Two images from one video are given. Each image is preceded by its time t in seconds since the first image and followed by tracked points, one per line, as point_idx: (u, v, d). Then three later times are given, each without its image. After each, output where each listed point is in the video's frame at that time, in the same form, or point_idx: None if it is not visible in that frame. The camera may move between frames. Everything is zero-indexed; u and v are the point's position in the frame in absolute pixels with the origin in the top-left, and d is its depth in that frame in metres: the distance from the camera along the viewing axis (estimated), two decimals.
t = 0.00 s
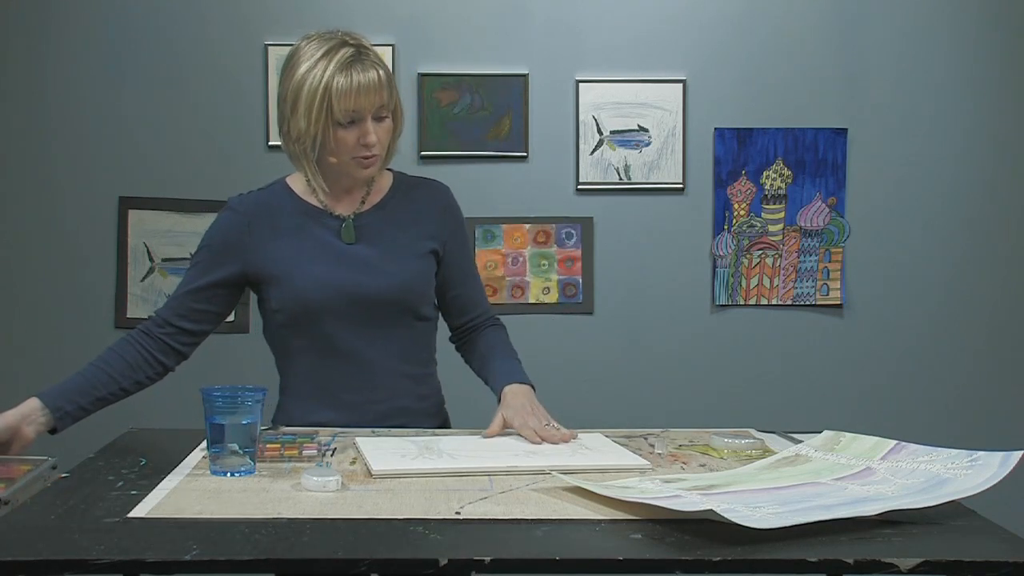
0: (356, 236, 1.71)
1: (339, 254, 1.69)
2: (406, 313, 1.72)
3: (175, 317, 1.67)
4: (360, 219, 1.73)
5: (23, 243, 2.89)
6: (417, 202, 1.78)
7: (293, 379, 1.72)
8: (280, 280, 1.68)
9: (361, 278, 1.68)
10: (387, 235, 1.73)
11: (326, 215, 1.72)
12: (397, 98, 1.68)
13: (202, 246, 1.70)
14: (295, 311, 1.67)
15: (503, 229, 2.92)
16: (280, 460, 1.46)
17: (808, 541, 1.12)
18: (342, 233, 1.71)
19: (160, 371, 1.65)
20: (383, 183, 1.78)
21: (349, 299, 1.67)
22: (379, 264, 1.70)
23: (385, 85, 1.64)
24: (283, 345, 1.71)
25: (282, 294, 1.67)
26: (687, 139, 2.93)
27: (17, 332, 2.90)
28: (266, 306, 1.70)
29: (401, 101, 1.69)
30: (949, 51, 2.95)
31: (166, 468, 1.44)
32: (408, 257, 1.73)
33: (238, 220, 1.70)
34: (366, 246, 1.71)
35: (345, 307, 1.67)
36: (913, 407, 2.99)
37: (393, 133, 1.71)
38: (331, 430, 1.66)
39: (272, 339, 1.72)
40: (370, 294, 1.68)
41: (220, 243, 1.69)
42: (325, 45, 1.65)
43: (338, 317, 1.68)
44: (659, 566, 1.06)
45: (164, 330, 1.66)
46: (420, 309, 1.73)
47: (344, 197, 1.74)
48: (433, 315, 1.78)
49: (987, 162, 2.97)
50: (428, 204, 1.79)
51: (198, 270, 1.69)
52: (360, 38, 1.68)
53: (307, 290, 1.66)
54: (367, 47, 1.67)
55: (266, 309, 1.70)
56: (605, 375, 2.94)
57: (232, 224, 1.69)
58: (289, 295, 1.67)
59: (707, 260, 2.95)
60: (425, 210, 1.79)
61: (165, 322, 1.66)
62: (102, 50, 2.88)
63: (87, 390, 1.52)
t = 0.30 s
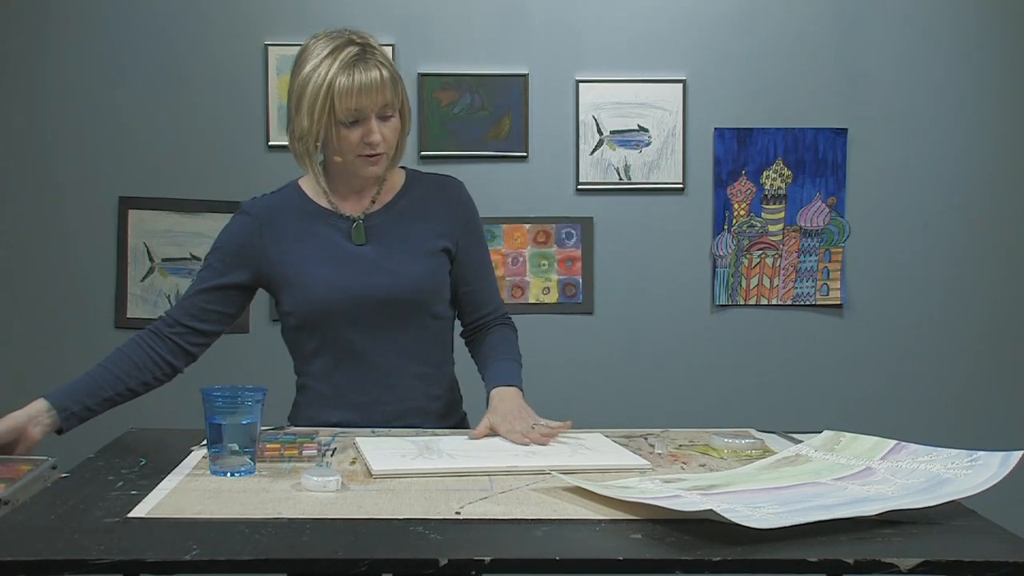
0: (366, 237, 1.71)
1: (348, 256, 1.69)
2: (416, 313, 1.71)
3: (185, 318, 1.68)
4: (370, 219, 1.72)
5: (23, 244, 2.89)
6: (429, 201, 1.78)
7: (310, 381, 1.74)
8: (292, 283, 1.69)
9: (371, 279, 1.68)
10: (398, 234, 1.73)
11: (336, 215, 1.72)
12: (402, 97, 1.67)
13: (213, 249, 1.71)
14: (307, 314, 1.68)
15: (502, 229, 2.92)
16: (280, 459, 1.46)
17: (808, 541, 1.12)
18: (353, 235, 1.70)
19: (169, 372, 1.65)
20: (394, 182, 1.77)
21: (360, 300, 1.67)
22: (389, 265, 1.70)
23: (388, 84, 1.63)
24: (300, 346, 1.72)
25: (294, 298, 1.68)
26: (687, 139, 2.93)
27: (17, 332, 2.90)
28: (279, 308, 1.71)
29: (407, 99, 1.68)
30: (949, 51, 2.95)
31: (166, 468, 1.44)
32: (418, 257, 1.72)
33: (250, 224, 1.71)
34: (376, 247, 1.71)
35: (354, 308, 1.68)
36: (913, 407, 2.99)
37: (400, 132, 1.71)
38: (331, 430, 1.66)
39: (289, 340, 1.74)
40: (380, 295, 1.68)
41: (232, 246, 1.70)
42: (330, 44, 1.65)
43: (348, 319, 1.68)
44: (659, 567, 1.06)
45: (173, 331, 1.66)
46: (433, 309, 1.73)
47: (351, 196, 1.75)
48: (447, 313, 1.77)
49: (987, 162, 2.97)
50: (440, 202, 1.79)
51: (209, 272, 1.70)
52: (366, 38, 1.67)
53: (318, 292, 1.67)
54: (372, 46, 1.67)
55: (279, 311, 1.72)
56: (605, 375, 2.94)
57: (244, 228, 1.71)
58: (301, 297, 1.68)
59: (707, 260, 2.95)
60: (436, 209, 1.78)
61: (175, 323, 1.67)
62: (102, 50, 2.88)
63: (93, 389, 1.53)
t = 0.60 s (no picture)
0: (378, 236, 1.71)
1: (358, 253, 1.70)
2: (423, 315, 1.71)
3: (211, 315, 1.70)
4: (383, 219, 1.73)
5: (23, 243, 2.89)
6: (444, 203, 1.77)
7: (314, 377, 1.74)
8: (302, 279, 1.70)
9: (379, 278, 1.68)
10: (411, 235, 1.73)
11: (350, 212, 1.73)
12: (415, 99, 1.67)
13: (233, 250, 1.74)
14: (315, 310, 1.69)
15: (502, 229, 2.92)
16: (280, 460, 1.46)
17: (808, 541, 1.12)
18: (365, 233, 1.71)
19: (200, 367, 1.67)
20: (410, 183, 1.78)
21: (367, 298, 1.67)
22: (399, 266, 1.70)
23: (400, 86, 1.63)
24: (307, 342, 1.73)
25: (303, 293, 1.69)
26: (687, 139, 2.93)
27: (17, 332, 2.90)
28: (290, 304, 1.73)
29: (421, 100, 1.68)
30: (948, 51, 2.95)
31: (166, 468, 1.44)
32: (428, 259, 1.72)
33: (268, 218, 1.73)
34: (387, 246, 1.71)
35: (361, 307, 1.68)
36: (913, 407, 2.99)
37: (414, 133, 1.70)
38: (331, 430, 1.66)
39: (299, 335, 1.75)
40: (387, 295, 1.68)
41: (250, 241, 1.72)
42: (346, 44, 1.65)
43: (355, 317, 1.69)
44: (658, 566, 1.06)
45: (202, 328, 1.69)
46: (441, 311, 1.72)
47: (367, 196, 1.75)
48: (456, 318, 1.76)
49: (987, 162, 2.97)
50: (455, 205, 1.78)
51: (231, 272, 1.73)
52: (381, 38, 1.66)
53: (326, 289, 1.68)
54: (388, 46, 1.66)
55: (291, 307, 1.73)
56: (605, 375, 2.94)
57: (260, 223, 1.73)
58: (310, 293, 1.69)
59: (707, 260, 2.95)
60: (451, 212, 1.77)
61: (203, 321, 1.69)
62: (102, 50, 2.88)
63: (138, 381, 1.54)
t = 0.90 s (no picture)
0: (391, 234, 1.72)
1: (369, 250, 1.71)
2: (430, 314, 1.71)
3: (236, 302, 1.78)
4: (396, 217, 1.74)
5: (23, 243, 2.89)
6: (459, 206, 1.77)
7: (318, 373, 1.74)
8: (313, 272, 1.71)
9: (388, 275, 1.68)
10: (423, 235, 1.74)
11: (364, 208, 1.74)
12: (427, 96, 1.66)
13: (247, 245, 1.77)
14: (322, 303, 1.70)
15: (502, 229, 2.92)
16: (280, 460, 1.46)
17: (808, 541, 1.12)
18: (378, 230, 1.72)
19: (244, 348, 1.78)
20: (427, 184, 1.78)
21: (374, 295, 1.68)
22: (409, 265, 1.70)
23: (410, 83, 1.62)
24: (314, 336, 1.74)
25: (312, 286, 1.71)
26: (687, 139, 2.93)
27: (17, 332, 2.90)
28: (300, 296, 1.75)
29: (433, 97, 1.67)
30: (948, 51, 2.95)
31: (166, 468, 1.44)
32: (438, 260, 1.72)
33: (285, 211, 1.76)
34: (399, 244, 1.72)
35: (369, 303, 1.68)
36: (913, 407, 2.99)
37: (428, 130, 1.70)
38: (331, 430, 1.66)
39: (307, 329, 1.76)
40: (395, 293, 1.68)
41: (267, 231, 1.76)
42: (359, 43, 1.65)
43: (361, 314, 1.69)
44: (658, 566, 1.06)
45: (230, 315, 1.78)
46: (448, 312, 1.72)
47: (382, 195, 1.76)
48: (463, 321, 1.75)
49: (987, 162, 2.97)
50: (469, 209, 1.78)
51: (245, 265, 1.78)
52: (393, 37, 1.66)
53: (334, 283, 1.69)
54: (400, 45, 1.66)
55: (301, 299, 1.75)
56: (605, 375, 2.94)
57: (279, 215, 1.76)
58: (319, 286, 1.70)
59: (707, 260, 2.95)
60: (466, 216, 1.77)
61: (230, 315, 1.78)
62: (102, 50, 2.88)
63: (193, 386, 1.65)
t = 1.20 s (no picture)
0: (415, 234, 1.72)
1: (392, 249, 1.71)
2: (449, 316, 1.71)
3: (252, 294, 1.78)
4: (420, 218, 1.74)
5: (22, 242, 2.89)
6: (483, 210, 1.77)
7: (332, 371, 1.75)
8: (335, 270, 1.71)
9: (409, 275, 1.68)
10: (445, 237, 1.73)
11: (387, 206, 1.74)
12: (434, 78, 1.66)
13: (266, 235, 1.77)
14: (342, 302, 1.70)
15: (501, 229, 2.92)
16: (280, 460, 1.46)
17: (809, 541, 1.12)
18: (401, 230, 1.72)
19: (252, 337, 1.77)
20: (451, 187, 1.79)
21: (394, 294, 1.68)
22: (430, 266, 1.70)
23: (412, 62, 1.63)
24: (331, 333, 1.74)
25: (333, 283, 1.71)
26: (687, 139, 2.93)
27: (17, 331, 2.90)
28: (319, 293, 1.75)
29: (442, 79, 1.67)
30: (949, 51, 2.95)
31: (165, 468, 1.44)
32: (459, 262, 1.71)
33: (311, 206, 1.76)
34: (421, 244, 1.72)
35: (388, 303, 1.68)
36: (913, 407, 2.99)
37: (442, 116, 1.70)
38: (331, 430, 1.66)
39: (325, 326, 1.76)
40: (415, 294, 1.68)
41: (291, 226, 1.76)
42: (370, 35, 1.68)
43: (380, 313, 1.69)
44: (658, 567, 1.06)
45: (244, 306, 1.78)
46: (466, 315, 1.72)
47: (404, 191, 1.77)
48: (480, 324, 1.76)
49: (987, 162, 2.97)
50: (493, 213, 1.78)
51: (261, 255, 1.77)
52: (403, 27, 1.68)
53: (356, 282, 1.69)
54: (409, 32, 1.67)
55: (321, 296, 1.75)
56: (604, 374, 2.94)
57: (304, 210, 1.76)
58: (340, 284, 1.70)
59: (707, 260, 2.95)
60: (489, 220, 1.77)
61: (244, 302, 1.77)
62: (102, 50, 2.88)
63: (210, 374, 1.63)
